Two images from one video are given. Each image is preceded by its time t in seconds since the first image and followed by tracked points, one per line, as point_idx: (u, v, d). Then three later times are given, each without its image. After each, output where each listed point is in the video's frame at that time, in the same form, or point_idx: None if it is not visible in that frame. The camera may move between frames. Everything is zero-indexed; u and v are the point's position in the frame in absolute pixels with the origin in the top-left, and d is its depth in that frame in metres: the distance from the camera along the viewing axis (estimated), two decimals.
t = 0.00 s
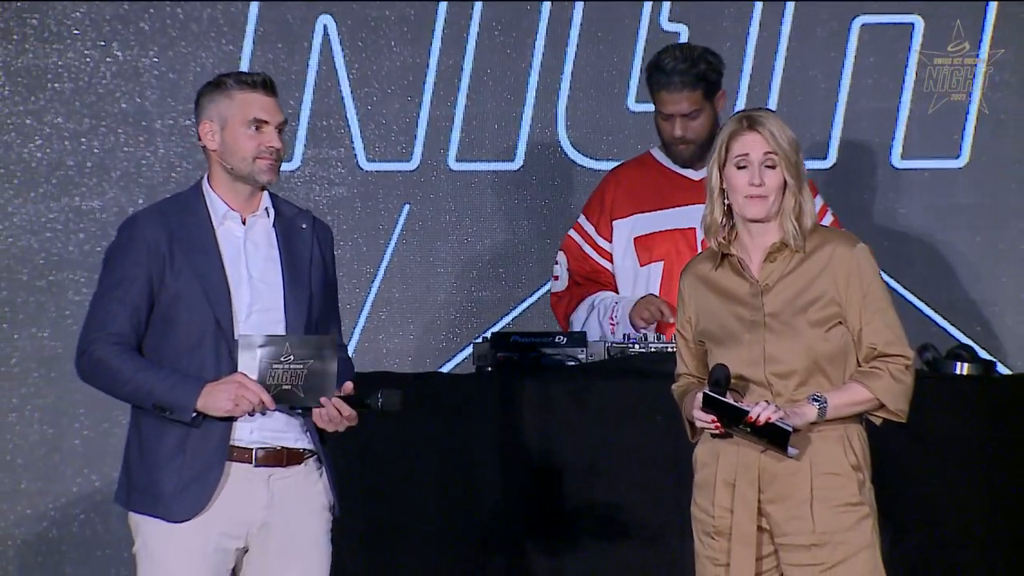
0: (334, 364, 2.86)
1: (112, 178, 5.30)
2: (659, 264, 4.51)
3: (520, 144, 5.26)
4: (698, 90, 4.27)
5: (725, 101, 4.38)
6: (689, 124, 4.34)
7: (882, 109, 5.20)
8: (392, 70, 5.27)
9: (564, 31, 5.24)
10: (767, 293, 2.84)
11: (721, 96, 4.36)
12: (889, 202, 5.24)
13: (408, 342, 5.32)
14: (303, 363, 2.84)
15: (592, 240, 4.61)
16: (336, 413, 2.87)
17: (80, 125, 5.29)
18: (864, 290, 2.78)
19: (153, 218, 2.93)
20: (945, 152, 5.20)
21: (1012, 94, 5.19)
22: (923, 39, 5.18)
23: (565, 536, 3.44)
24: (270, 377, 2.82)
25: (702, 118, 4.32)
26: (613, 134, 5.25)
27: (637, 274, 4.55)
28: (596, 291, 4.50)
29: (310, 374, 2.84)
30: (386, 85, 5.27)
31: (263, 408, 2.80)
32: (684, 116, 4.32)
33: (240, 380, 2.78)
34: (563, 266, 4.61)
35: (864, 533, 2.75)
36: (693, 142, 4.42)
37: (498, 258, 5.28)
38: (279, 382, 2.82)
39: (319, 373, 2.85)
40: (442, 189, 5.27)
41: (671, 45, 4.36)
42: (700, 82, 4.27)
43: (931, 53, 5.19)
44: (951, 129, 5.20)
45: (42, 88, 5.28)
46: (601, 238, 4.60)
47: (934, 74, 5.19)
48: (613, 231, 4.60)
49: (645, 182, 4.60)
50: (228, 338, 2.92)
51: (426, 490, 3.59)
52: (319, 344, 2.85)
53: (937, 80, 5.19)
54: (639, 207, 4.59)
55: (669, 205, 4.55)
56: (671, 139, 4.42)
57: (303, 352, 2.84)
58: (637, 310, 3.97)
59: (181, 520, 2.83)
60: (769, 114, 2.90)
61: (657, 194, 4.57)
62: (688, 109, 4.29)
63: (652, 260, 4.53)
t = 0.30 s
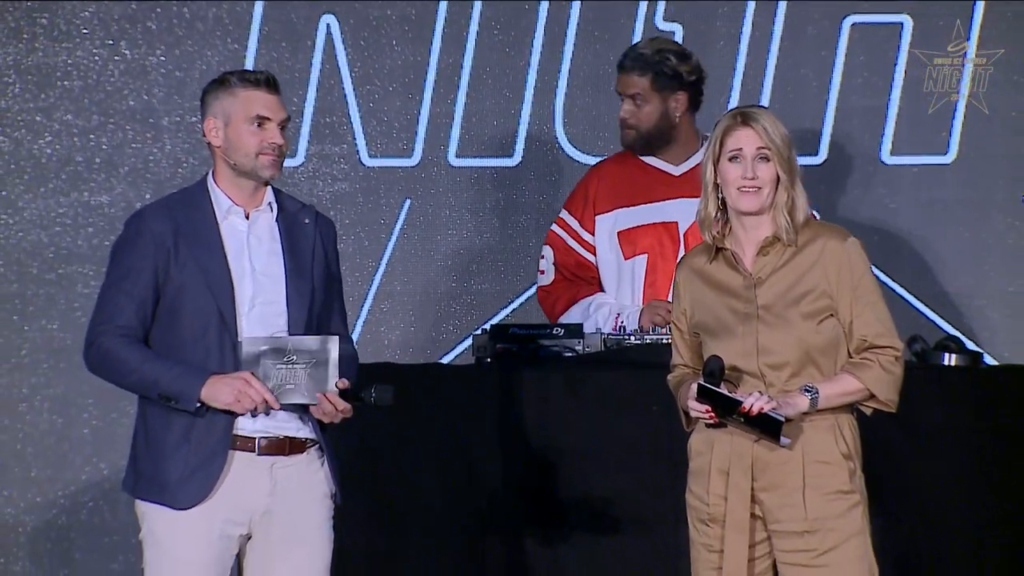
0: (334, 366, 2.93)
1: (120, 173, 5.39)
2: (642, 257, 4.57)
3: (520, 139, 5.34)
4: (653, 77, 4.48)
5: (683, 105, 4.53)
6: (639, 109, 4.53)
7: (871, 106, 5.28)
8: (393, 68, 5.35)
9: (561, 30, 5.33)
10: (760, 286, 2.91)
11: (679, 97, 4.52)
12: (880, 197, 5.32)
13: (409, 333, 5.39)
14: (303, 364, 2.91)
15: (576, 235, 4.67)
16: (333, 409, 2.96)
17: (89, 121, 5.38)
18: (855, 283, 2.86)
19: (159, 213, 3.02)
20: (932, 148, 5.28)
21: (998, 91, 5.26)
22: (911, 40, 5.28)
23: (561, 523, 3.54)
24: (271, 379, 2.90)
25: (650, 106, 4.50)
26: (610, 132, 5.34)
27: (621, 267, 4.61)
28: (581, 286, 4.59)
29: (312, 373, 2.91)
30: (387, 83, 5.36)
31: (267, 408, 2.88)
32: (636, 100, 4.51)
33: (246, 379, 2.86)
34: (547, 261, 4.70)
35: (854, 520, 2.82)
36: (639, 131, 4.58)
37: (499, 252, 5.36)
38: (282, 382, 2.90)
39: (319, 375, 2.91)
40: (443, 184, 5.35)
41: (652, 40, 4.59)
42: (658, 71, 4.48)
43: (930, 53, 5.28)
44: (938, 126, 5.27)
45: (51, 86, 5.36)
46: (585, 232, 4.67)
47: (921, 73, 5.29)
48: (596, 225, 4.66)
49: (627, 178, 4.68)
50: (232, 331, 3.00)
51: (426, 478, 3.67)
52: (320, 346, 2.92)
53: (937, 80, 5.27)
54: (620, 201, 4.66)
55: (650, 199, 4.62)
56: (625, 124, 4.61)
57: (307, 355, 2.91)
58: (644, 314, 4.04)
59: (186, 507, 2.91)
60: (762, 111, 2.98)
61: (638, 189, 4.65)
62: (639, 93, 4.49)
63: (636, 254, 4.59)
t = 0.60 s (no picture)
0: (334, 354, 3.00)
1: (124, 165, 5.43)
2: (631, 246, 4.62)
3: (518, 132, 5.38)
4: (638, 63, 4.54)
5: (668, 92, 4.59)
6: (623, 95, 4.58)
7: (866, 99, 5.32)
8: (393, 61, 5.39)
9: (560, 23, 5.37)
10: (756, 276, 2.95)
11: (664, 85, 4.58)
12: (875, 188, 5.35)
13: (409, 324, 5.43)
14: (304, 355, 2.96)
15: (566, 227, 4.72)
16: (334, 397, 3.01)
17: (93, 113, 5.42)
18: (850, 273, 2.89)
19: (160, 204, 3.06)
20: (925, 141, 5.32)
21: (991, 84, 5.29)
22: (905, 32, 5.30)
23: (557, 511, 3.58)
24: (273, 369, 2.94)
25: (635, 91, 4.55)
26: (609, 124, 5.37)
27: (610, 256, 4.66)
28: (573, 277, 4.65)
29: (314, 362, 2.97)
30: (388, 76, 5.40)
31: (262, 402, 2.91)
32: (621, 86, 4.56)
33: (248, 371, 2.90)
34: (539, 253, 4.71)
35: (848, 509, 2.85)
36: (624, 117, 4.61)
37: (498, 243, 5.40)
38: (285, 373, 2.95)
39: (319, 363, 2.98)
40: (443, 176, 5.40)
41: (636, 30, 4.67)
42: (643, 56, 4.55)
43: (930, 52, 5.30)
44: (933, 117, 5.31)
45: (55, 79, 5.41)
46: (574, 224, 4.71)
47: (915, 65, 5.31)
48: (585, 216, 4.71)
49: (614, 169, 4.73)
50: (233, 322, 3.04)
51: (427, 465, 3.73)
52: (318, 337, 2.98)
53: (936, 80, 5.30)
54: (607, 192, 4.71)
55: (635, 188, 4.67)
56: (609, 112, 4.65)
57: (308, 345, 2.97)
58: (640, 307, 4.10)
59: (188, 495, 2.95)
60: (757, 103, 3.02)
61: (625, 179, 4.69)
62: (624, 79, 4.55)
63: (625, 243, 4.64)
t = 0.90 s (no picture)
0: (334, 353, 2.98)
1: (123, 165, 5.43)
2: (626, 246, 4.63)
3: (517, 133, 5.39)
4: (632, 60, 4.56)
5: (661, 90, 4.59)
6: (616, 93, 4.58)
7: (865, 99, 5.32)
8: (392, 61, 5.39)
9: (559, 23, 5.37)
10: (755, 278, 2.95)
11: (657, 83, 4.58)
12: (875, 188, 5.35)
13: (408, 324, 5.44)
14: (304, 355, 2.96)
15: (562, 230, 4.72)
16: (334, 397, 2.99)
17: (92, 113, 5.43)
18: (849, 274, 2.88)
19: (159, 204, 3.06)
20: (924, 140, 5.32)
21: (991, 84, 5.30)
22: (905, 32, 5.31)
23: (556, 510, 3.58)
24: (270, 370, 2.93)
25: (629, 89, 4.56)
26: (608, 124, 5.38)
27: (605, 257, 4.66)
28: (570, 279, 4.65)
29: (314, 361, 2.96)
30: (387, 75, 5.40)
31: (261, 401, 2.91)
32: (614, 83, 4.57)
33: (247, 370, 2.89)
34: (536, 256, 4.70)
35: (846, 509, 2.85)
36: (617, 115, 4.61)
37: (498, 243, 5.40)
38: (284, 373, 2.94)
39: (319, 364, 2.97)
40: (442, 176, 5.40)
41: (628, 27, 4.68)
42: (637, 54, 4.56)
43: (930, 52, 5.30)
44: (932, 117, 5.31)
45: (55, 78, 5.42)
46: (569, 225, 4.72)
47: (914, 65, 5.31)
48: (580, 218, 4.71)
49: (608, 170, 4.73)
50: (232, 322, 3.04)
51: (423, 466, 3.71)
52: (318, 337, 2.97)
53: (936, 80, 5.31)
54: (602, 193, 4.71)
55: (630, 189, 4.67)
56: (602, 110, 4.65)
57: (307, 345, 2.97)
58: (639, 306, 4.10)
59: (187, 495, 2.95)
60: (751, 110, 3.01)
61: (620, 180, 4.69)
62: (617, 76, 4.56)
63: (620, 244, 4.64)
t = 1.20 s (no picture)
0: (332, 354, 2.97)
1: (122, 166, 5.44)
2: (626, 250, 4.63)
3: (516, 135, 5.38)
4: (632, 61, 4.57)
5: (661, 92, 4.60)
6: (617, 94, 4.58)
7: (865, 101, 5.32)
8: (392, 62, 5.40)
9: (558, 25, 5.37)
10: (754, 279, 2.95)
11: (657, 85, 4.59)
12: (874, 190, 5.35)
13: (408, 325, 5.44)
14: (302, 356, 2.95)
15: (562, 232, 4.72)
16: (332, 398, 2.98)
17: (92, 115, 5.43)
18: (848, 276, 2.88)
19: (158, 206, 3.06)
20: (924, 142, 5.32)
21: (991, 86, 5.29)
22: (903, 35, 5.31)
23: (554, 511, 3.58)
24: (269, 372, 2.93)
25: (630, 89, 4.56)
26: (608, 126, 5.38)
27: (605, 260, 4.66)
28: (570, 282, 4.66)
29: (313, 362, 2.96)
30: (386, 77, 5.40)
31: (260, 403, 2.91)
32: (615, 84, 4.57)
33: (246, 372, 2.90)
34: (536, 258, 4.72)
35: (846, 511, 2.84)
36: (618, 116, 4.61)
37: (497, 245, 5.41)
38: (283, 375, 2.94)
39: (317, 365, 2.96)
40: (441, 178, 5.40)
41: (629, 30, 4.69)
42: (638, 55, 4.57)
43: (930, 52, 5.30)
44: (932, 119, 5.31)
45: (54, 80, 5.42)
46: (569, 228, 4.72)
47: (914, 67, 5.31)
48: (580, 220, 4.71)
49: (608, 172, 4.72)
50: (231, 324, 3.04)
51: (422, 468, 3.71)
52: (317, 338, 2.97)
53: (936, 79, 5.30)
54: (602, 195, 4.70)
55: (630, 192, 4.67)
56: (602, 111, 4.64)
57: (306, 347, 2.96)
58: (638, 308, 4.09)
59: (186, 497, 2.95)
60: (750, 108, 3.01)
61: (620, 182, 4.69)
62: (618, 77, 4.56)
63: (620, 246, 4.64)
